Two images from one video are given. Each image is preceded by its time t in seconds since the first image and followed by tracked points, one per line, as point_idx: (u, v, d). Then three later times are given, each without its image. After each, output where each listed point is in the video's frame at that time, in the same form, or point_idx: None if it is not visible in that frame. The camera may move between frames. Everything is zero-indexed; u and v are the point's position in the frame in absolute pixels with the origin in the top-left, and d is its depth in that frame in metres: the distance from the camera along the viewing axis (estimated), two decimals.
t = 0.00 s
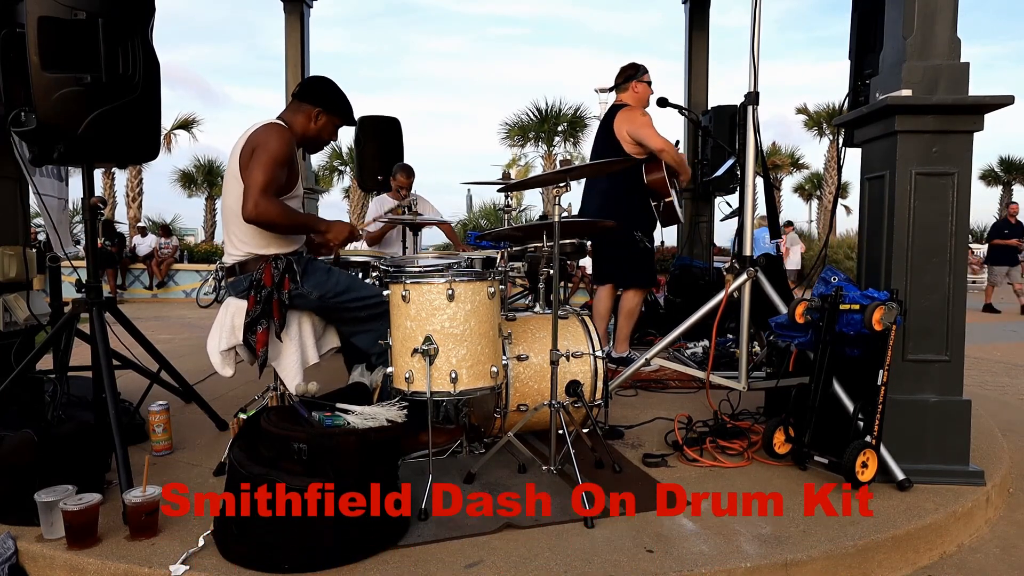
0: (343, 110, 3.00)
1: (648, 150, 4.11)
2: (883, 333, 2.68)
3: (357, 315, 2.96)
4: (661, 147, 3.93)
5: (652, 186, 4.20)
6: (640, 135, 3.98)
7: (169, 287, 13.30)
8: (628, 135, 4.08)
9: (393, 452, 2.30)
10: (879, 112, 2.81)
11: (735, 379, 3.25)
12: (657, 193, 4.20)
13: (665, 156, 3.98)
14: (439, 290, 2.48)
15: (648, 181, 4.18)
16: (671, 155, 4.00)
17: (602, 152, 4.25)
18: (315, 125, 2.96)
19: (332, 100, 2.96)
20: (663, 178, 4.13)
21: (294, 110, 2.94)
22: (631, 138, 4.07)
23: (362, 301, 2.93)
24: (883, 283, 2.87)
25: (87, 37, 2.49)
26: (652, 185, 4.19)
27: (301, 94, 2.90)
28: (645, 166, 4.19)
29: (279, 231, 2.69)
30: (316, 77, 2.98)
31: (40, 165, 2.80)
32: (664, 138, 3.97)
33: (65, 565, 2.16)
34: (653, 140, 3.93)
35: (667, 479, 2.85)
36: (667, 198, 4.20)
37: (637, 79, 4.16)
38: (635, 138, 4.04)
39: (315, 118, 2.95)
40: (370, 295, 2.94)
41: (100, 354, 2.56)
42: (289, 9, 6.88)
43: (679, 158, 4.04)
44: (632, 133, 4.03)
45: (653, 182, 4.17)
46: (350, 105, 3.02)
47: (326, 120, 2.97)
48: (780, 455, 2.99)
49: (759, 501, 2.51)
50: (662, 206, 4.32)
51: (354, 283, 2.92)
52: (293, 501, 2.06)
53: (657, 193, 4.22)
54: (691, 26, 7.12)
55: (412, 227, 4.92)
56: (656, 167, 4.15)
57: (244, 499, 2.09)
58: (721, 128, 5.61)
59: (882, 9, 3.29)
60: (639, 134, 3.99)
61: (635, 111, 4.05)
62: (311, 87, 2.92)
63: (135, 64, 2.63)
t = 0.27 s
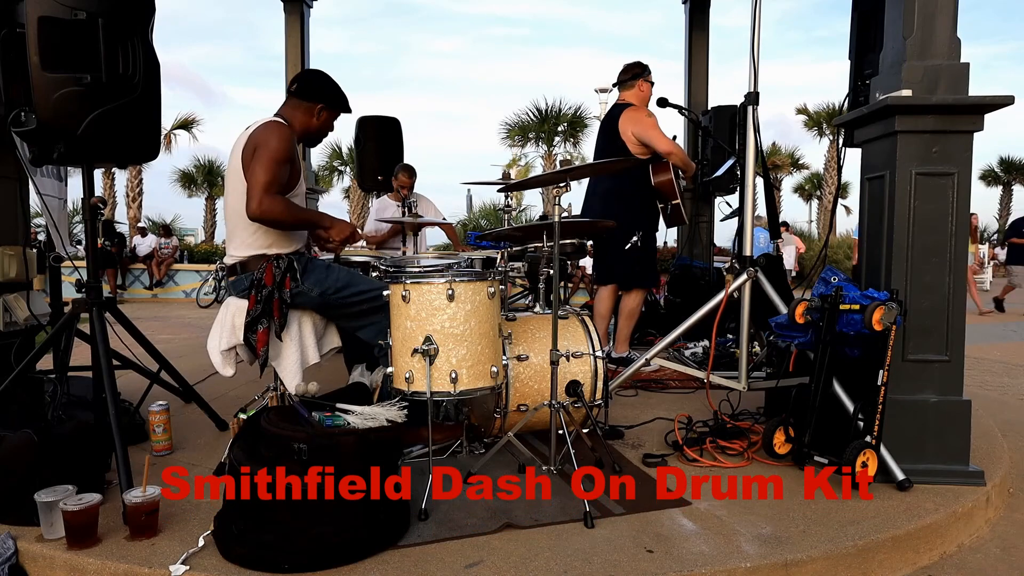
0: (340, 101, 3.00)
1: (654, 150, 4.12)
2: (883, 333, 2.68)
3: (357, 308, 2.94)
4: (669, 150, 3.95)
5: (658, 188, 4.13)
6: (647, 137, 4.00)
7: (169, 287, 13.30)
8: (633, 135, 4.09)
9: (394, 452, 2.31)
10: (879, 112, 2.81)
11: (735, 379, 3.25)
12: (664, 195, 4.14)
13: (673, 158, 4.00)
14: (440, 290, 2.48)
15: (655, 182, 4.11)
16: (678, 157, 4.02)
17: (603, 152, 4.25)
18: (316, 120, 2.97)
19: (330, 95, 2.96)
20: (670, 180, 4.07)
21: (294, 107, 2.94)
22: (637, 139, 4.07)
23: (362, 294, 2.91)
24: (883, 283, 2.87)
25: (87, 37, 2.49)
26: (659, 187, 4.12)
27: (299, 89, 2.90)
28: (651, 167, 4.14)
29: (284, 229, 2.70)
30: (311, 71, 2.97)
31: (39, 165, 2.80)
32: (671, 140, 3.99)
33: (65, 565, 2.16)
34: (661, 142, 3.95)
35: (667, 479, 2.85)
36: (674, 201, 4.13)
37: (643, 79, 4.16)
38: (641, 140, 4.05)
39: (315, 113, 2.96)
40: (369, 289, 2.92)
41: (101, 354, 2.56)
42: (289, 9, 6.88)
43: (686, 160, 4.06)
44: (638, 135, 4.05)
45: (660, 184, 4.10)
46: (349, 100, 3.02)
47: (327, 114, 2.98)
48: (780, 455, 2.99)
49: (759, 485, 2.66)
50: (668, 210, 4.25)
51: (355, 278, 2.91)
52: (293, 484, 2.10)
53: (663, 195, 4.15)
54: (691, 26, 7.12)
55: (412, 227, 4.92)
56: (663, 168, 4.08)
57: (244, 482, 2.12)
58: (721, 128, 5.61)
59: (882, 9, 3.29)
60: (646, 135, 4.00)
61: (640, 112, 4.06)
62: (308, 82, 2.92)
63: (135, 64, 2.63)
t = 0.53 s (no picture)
0: (340, 101, 3.01)
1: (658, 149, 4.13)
2: (883, 333, 2.68)
3: (357, 315, 2.95)
4: (674, 149, 3.94)
5: (663, 187, 4.18)
6: (652, 136, 3.98)
7: (169, 287, 13.30)
8: (638, 133, 4.08)
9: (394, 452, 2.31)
10: (879, 112, 2.81)
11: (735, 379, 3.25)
12: (669, 194, 4.20)
13: (677, 158, 4.01)
14: (440, 290, 2.48)
15: (660, 182, 4.17)
16: (683, 158, 4.03)
17: (604, 152, 4.25)
18: (318, 121, 2.98)
19: (331, 96, 2.96)
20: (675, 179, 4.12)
21: (294, 107, 2.94)
22: (641, 138, 4.07)
23: (363, 302, 2.93)
24: (883, 283, 2.87)
25: (87, 37, 2.49)
26: (664, 187, 4.18)
27: (299, 91, 2.90)
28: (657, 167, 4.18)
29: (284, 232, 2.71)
30: (311, 71, 2.97)
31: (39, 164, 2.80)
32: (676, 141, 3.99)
33: (65, 565, 2.16)
34: (664, 142, 3.93)
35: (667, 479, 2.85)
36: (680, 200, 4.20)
37: (648, 78, 4.16)
38: (645, 139, 4.04)
39: (316, 114, 2.96)
40: (370, 297, 2.93)
41: (100, 354, 2.56)
42: (289, 9, 6.88)
43: (690, 160, 4.06)
44: (641, 134, 4.04)
45: (665, 183, 4.16)
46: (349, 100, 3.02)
47: (328, 117, 2.99)
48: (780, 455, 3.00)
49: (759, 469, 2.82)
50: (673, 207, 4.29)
51: (356, 285, 2.91)
52: (293, 467, 2.11)
53: (668, 194, 4.20)
54: (691, 26, 7.12)
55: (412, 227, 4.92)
56: (668, 168, 4.14)
57: (244, 464, 2.15)
58: (721, 128, 5.61)
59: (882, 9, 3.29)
60: (651, 133, 3.99)
61: (646, 111, 4.05)
62: (308, 82, 2.91)
63: (135, 64, 2.63)
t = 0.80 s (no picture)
0: (338, 97, 3.00)
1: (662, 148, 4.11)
2: (883, 334, 2.69)
3: (357, 308, 2.96)
4: (677, 148, 3.92)
5: (666, 187, 4.17)
6: (656, 135, 3.97)
7: (169, 287, 13.30)
8: (641, 133, 4.07)
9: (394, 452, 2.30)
10: (879, 112, 2.81)
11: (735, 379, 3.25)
12: (672, 194, 4.20)
13: (681, 157, 3.98)
14: (439, 290, 2.48)
15: (664, 182, 4.15)
16: (686, 156, 3.99)
17: (604, 152, 4.25)
18: (317, 117, 2.98)
19: (328, 91, 2.96)
20: (679, 179, 4.11)
21: (292, 107, 2.94)
22: (646, 137, 4.06)
23: (362, 295, 2.94)
24: (883, 283, 2.87)
25: (87, 37, 2.49)
26: (667, 187, 4.16)
27: (296, 89, 2.90)
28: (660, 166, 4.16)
29: (287, 234, 2.71)
30: (307, 67, 2.97)
31: (40, 163, 2.81)
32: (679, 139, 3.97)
33: (65, 565, 2.16)
34: (669, 141, 3.92)
35: (667, 479, 2.85)
36: (682, 200, 4.18)
37: (650, 78, 4.15)
38: (649, 138, 4.03)
39: (315, 110, 2.96)
40: (368, 289, 2.95)
41: (100, 354, 2.56)
42: (289, 9, 6.88)
43: (693, 159, 4.05)
44: (646, 133, 4.03)
45: (669, 183, 4.14)
46: (347, 95, 3.02)
47: (327, 110, 2.98)
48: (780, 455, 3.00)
49: (759, 452, 2.96)
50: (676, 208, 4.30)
51: (355, 278, 2.92)
52: (293, 450, 2.13)
53: (670, 194, 4.21)
54: (691, 26, 7.12)
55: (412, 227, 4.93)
56: (671, 168, 4.13)
57: (244, 447, 2.19)
58: (721, 128, 5.61)
59: (882, 9, 3.29)
60: (655, 132, 3.98)
61: (649, 109, 4.04)
62: (305, 80, 2.91)
63: (135, 64, 2.63)
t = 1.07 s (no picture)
0: (339, 99, 3.00)
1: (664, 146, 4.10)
2: (883, 334, 2.69)
3: (358, 314, 2.95)
4: (681, 146, 3.91)
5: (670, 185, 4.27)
6: (658, 133, 3.97)
7: (169, 287, 13.30)
8: (644, 131, 4.07)
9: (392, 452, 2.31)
10: (879, 112, 2.81)
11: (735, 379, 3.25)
12: (675, 191, 4.28)
13: (684, 155, 3.95)
14: (440, 290, 2.48)
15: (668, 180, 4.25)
16: (689, 155, 3.99)
17: (604, 152, 4.25)
18: (319, 119, 2.98)
19: (329, 92, 2.96)
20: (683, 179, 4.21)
21: (293, 107, 2.94)
22: (649, 135, 4.05)
23: (363, 301, 2.93)
24: (883, 283, 2.87)
25: (87, 37, 2.49)
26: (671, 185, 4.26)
27: (298, 90, 2.91)
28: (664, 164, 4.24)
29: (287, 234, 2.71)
30: (309, 69, 2.97)
31: (39, 163, 2.81)
32: (682, 137, 3.95)
33: (65, 565, 2.16)
34: (673, 139, 3.92)
35: (667, 479, 2.85)
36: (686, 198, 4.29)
37: (650, 78, 4.16)
38: (652, 137, 4.03)
39: (316, 112, 2.96)
40: (369, 296, 2.94)
41: (100, 354, 2.56)
42: (289, 9, 6.88)
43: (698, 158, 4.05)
44: (649, 131, 4.02)
45: (673, 181, 4.25)
46: (348, 96, 3.02)
47: (328, 111, 2.98)
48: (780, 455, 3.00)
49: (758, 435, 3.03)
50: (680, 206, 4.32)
51: (356, 284, 2.92)
52: (294, 439, 2.15)
53: (675, 191, 4.29)
54: (691, 26, 7.12)
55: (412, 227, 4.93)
56: (676, 167, 4.21)
57: (244, 430, 2.22)
58: (721, 128, 5.61)
59: (882, 9, 3.29)
60: (658, 131, 3.97)
61: (651, 108, 4.02)
62: (306, 82, 2.91)
63: (135, 64, 2.63)
